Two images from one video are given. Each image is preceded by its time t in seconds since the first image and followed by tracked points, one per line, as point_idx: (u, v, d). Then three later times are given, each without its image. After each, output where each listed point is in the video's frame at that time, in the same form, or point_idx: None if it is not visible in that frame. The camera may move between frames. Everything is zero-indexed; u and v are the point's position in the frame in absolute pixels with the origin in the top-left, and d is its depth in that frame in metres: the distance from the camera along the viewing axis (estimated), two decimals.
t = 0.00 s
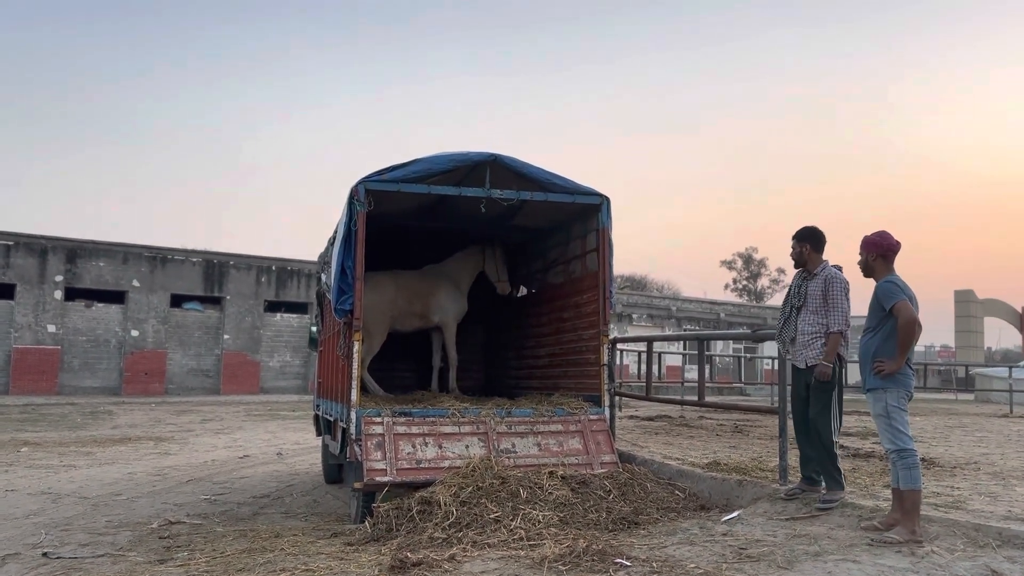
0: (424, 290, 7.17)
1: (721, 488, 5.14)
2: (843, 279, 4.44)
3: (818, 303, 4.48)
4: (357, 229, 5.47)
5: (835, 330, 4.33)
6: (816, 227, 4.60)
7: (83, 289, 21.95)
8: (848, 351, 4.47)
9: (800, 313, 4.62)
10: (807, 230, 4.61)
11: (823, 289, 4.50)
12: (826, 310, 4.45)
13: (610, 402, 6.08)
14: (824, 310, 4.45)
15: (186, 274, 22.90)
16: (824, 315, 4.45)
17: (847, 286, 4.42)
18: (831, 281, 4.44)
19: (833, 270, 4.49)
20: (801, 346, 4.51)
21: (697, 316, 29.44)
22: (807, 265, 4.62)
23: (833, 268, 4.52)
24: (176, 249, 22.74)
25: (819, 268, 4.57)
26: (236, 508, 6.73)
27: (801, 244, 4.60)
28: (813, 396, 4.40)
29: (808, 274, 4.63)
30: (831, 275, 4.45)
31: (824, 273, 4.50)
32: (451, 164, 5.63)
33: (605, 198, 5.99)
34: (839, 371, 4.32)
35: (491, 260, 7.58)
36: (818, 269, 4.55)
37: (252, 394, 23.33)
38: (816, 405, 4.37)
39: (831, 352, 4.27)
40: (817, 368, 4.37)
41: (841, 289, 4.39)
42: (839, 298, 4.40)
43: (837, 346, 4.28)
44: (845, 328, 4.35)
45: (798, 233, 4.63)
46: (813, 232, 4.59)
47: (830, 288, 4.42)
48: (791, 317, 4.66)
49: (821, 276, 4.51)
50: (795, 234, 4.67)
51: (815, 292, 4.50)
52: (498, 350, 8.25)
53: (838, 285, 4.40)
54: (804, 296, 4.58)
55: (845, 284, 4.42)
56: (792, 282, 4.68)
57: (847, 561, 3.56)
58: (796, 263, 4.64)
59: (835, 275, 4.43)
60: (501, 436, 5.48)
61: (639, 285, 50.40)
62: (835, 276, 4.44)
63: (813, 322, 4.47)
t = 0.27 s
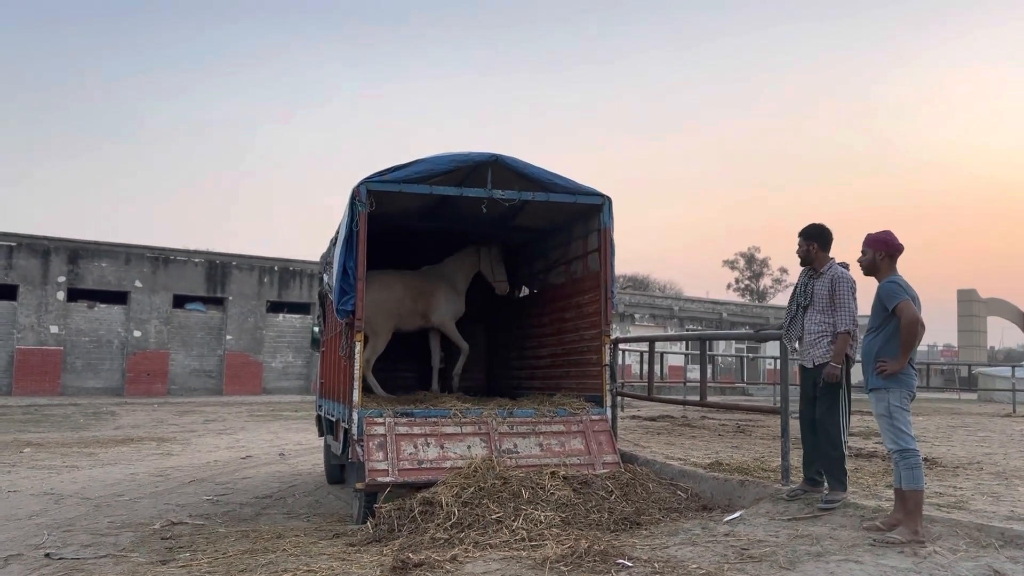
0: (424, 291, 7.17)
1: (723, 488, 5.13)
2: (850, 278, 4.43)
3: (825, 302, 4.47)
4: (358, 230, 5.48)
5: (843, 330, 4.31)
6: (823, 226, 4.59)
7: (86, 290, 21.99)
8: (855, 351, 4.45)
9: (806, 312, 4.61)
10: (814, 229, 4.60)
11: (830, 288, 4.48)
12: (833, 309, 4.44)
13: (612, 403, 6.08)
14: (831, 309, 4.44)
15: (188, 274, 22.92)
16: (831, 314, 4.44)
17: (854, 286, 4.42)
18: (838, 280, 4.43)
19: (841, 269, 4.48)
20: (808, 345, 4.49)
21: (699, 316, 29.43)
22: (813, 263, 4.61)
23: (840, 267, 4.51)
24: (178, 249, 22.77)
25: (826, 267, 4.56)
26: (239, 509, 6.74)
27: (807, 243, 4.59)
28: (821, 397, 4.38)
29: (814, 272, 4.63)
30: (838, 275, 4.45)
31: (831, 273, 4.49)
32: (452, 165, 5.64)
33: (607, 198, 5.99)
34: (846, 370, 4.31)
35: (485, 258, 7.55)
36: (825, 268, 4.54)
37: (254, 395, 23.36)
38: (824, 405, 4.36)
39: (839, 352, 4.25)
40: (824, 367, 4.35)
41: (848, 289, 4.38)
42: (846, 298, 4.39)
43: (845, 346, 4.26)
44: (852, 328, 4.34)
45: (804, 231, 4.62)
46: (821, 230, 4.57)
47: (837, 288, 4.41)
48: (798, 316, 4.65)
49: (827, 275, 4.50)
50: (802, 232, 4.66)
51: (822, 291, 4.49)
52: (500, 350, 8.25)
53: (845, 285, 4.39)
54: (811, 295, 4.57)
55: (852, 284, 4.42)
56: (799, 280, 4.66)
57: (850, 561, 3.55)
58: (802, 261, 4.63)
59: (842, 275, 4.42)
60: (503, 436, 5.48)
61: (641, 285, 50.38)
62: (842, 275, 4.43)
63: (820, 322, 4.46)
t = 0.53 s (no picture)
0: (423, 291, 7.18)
1: (724, 488, 5.13)
2: (851, 278, 4.42)
3: (826, 302, 4.46)
4: (358, 229, 5.48)
5: (844, 331, 4.31)
6: (824, 225, 4.58)
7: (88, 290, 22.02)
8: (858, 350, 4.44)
9: (808, 312, 4.60)
10: (814, 228, 4.59)
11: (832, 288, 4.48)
12: (834, 310, 4.43)
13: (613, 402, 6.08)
14: (832, 310, 4.44)
15: (190, 274, 22.94)
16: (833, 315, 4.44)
17: (855, 286, 4.41)
18: (839, 280, 4.42)
19: (842, 269, 4.47)
20: (811, 345, 4.49)
21: (701, 315, 29.43)
22: (814, 263, 4.60)
23: (841, 267, 4.50)
24: (180, 249, 22.79)
25: (827, 266, 4.55)
26: (240, 509, 6.75)
27: (808, 243, 4.58)
28: (827, 396, 4.37)
29: (816, 272, 4.62)
30: (839, 275, 4.44)
31: (832, 273, 4.48)
32: (452, 164, 5.64)
33: (607, 197, 5.98)
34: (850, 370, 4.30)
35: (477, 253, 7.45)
36: (826, 268, 4.54)
37: (256, 394, 23.38)
38: (831, 404, 4.35)
39: (841, 352, 4.24)
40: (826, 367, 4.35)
41: (849, 289, 4.38)
42: (848, 298, 4.38)
43: (847, 346, 4.25)
44: (853, 329, 4.33)
45: (805, 231, 4.61)
46: (821, 229, 4.57)
47: (838, 288, 4.41)
48: (800, 316, 4.65)
49: (828, 275, 4.49)
50: (802, 231, 4.65)
51: (823, 291, 4.48)
52: (501, 350, 8.25)
53: (846, 285, 4.38)
54: (812, 296, 4.56)
55: (853, 284, 4.41)
56: (800, 280, 4.66)
57: (849, 561, 3.55)
58: (803, 261, 4.62)
59: (843, 275, 4.42)
60: (503, 436, 5.48)
61: (642, 284, 50.37)
62: (843, 276, 4.42)
63: (822, 322, 4.46)
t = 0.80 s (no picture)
0: (424, 289, 7.18)
1: (724, 485, 5.13)
2: (850, 276, 4.41)
3: (826, 301, 4.46)
4: (358, 227, 5.48)
5: (844, 329, 4.30)
6: (822, 224, 4.57)
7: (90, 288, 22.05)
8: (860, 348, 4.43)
9: (809, 311, 4.60)
10: (813, 227, 4.58)
11: (831, 287, 4.47)
12: (834, 308, 4.42)
13: (613, 400, 6.08)
14: (832, 308, 4.43)
15: (191, 273, 22.96)
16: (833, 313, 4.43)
17: (855, 285, 4.40)
18: (838, 279, 4.42)
19: (841, 267, 4.47)
20: (812, 344, 4.48)
21: (702, 313, 29.43)
22: (814, 262, 4.60)
23: (840, 265, 4.50)
24: (181, 248, 22.81)
25: (827, 265, 4.55)
26: (240, 507, 6.76)
27: (807, 242, 4.58)
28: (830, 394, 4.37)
29: (815, 270, 4.61)
30: (838, 274, 4.43)
31: (832, 271, 4.47)
32: (452, 162, 5.63)
33: (607, 195, 5.98)
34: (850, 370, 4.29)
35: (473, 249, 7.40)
36: (826, 267, 4.53)
37: (257, 392, 23.41)
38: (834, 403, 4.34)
39: (842, 351, 4.23)
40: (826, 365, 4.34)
41: (848, 288, 4.37)
42: (847, 296, 4.37)
43: (847, 345, 4.24)
44: (854, 327, 4.32)
45: (803, 229, 4.60)
46: (819, 228, 4.56)
47: (837, 287, 4.40)
48: (800, 314, 4.64)
49: (828, 274, 4.49)
50: (801, 230, 4.64)
51: (823, 290, 4.47)
52: (501, 348, 8.25)
53: (845, 284, 4.38)
54: (812, 294, 4.56)
55: (853, 283, 4.40)
56: (800, 279, 4.66)
57: (849, 558, 3.55)
58: (802, 260, 4.62)
59: (842, 274, 4.42)
60: (503, 434, 5.48)
61: (644, 281, 50.36)
62: (843, 274, 4.41)
63: (823, 321, 4.45)
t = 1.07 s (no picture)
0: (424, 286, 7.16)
1: (724, 482, 5.13)
2: (847, 272, 4.39)
3: (823, 298, 4.45)
4: (359, 224, 5.48)
5: (841, 325, 4.29)
6: (818, 220, 4.56)
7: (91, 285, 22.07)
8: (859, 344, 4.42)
9: (806, 307, 4.59)
10: (809, 224, 4.57)
11: (828, 284, 4.47)
12: (832, 305, 4.42)
13: (613, 396, 6.08)
14: (830, 305, 4.42)
15: (192, 270, 22.96)
16: (831, 309, 4.43)
17: (852, 280, 4.38)
18: (835, 276, 4.40)
19: (837, 263, 4.45)
20: (810, 342, 4.48)
21: (703, 309, 29.42)
22: (810, 258, 4.59)
23: (836, 261, 4.48)
24: (182, 245, 22.81)
25: (823, 261, 4.53)
26: (242, 503, 6.77)
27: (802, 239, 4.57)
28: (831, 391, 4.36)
29: (811, 267, 4.61)
30: (835, 270, 4.42)
31: (827, 268, 4.46)
32: (452, 159, 5.63)
33: (608, 191, 5.97)
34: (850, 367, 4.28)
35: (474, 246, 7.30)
36: (822, 263, 4.52)
37: (259, 389, 23.44)
38: (835, 399, 4.34)
39: (840, 348, 4.23)
40: (825, 363, 4.34)
41: (845, 284, 4.35)
42: (844, 292, 4.36)
43: (845, 341, 4.23)
44: (852, 323, 4.31)
45: (799, 226, 4.60)
46: (815, 225, 4.55)
47: (834, 284, 4.39)
48: (797, 311, 4.64)
49: (824, 271, 4.48)
50: (798, 227, 4.63)
51: (820, 287, 4.47)
52: (502, 344, 8.25)
53: (843, 280, 4.36)
54: (809, 291, 4.56)
55: (850, 278, 4.38)
56: (796, 276, 4.65)
57: (849, 554, 3.55)
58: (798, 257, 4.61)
59: (839, 270, 4.39)
60: (504, 430, 5.49)
61: (645, 278, 50.32)
62: (839, 270, 4.40)
63: (820, 318, 4.45)
